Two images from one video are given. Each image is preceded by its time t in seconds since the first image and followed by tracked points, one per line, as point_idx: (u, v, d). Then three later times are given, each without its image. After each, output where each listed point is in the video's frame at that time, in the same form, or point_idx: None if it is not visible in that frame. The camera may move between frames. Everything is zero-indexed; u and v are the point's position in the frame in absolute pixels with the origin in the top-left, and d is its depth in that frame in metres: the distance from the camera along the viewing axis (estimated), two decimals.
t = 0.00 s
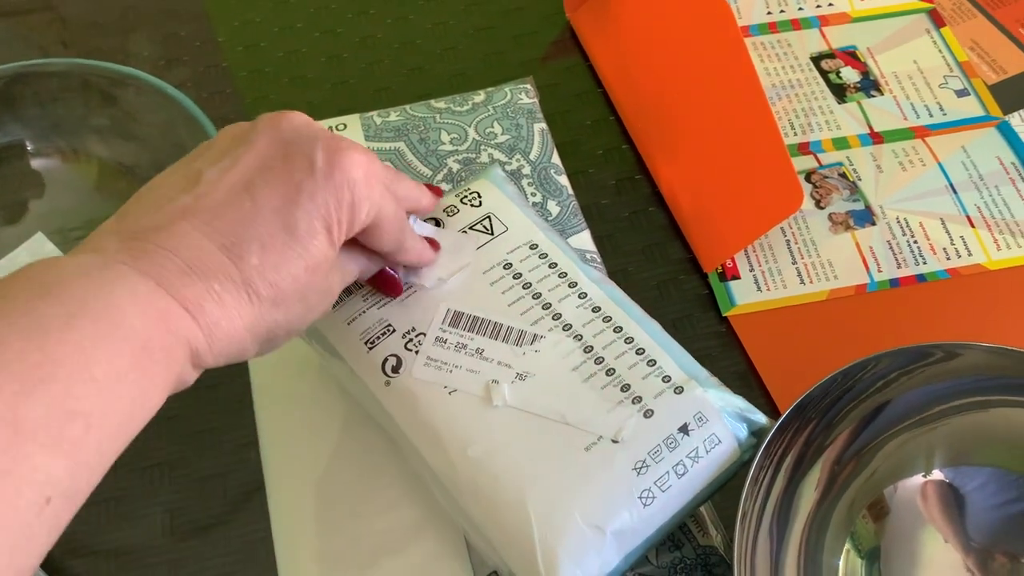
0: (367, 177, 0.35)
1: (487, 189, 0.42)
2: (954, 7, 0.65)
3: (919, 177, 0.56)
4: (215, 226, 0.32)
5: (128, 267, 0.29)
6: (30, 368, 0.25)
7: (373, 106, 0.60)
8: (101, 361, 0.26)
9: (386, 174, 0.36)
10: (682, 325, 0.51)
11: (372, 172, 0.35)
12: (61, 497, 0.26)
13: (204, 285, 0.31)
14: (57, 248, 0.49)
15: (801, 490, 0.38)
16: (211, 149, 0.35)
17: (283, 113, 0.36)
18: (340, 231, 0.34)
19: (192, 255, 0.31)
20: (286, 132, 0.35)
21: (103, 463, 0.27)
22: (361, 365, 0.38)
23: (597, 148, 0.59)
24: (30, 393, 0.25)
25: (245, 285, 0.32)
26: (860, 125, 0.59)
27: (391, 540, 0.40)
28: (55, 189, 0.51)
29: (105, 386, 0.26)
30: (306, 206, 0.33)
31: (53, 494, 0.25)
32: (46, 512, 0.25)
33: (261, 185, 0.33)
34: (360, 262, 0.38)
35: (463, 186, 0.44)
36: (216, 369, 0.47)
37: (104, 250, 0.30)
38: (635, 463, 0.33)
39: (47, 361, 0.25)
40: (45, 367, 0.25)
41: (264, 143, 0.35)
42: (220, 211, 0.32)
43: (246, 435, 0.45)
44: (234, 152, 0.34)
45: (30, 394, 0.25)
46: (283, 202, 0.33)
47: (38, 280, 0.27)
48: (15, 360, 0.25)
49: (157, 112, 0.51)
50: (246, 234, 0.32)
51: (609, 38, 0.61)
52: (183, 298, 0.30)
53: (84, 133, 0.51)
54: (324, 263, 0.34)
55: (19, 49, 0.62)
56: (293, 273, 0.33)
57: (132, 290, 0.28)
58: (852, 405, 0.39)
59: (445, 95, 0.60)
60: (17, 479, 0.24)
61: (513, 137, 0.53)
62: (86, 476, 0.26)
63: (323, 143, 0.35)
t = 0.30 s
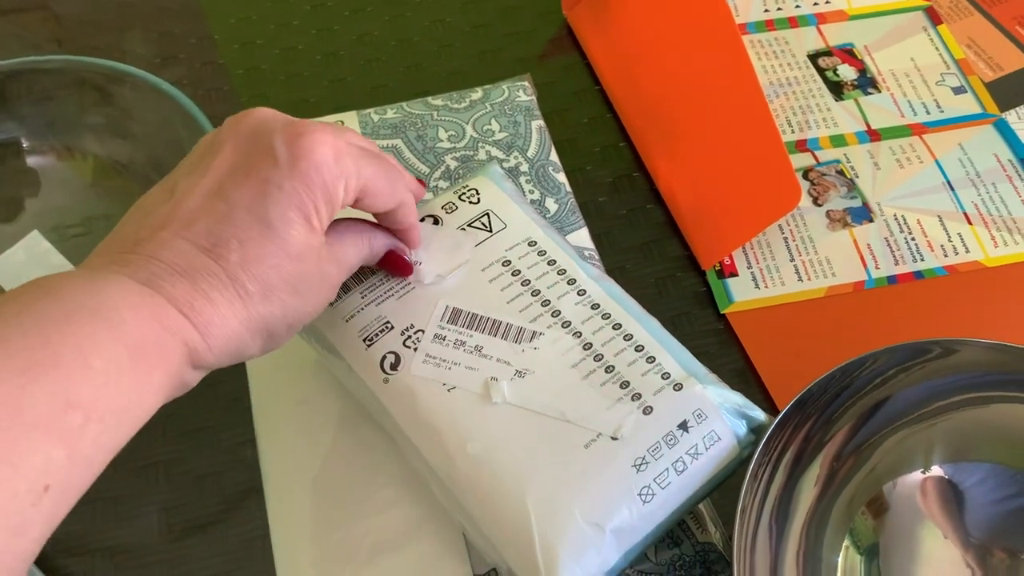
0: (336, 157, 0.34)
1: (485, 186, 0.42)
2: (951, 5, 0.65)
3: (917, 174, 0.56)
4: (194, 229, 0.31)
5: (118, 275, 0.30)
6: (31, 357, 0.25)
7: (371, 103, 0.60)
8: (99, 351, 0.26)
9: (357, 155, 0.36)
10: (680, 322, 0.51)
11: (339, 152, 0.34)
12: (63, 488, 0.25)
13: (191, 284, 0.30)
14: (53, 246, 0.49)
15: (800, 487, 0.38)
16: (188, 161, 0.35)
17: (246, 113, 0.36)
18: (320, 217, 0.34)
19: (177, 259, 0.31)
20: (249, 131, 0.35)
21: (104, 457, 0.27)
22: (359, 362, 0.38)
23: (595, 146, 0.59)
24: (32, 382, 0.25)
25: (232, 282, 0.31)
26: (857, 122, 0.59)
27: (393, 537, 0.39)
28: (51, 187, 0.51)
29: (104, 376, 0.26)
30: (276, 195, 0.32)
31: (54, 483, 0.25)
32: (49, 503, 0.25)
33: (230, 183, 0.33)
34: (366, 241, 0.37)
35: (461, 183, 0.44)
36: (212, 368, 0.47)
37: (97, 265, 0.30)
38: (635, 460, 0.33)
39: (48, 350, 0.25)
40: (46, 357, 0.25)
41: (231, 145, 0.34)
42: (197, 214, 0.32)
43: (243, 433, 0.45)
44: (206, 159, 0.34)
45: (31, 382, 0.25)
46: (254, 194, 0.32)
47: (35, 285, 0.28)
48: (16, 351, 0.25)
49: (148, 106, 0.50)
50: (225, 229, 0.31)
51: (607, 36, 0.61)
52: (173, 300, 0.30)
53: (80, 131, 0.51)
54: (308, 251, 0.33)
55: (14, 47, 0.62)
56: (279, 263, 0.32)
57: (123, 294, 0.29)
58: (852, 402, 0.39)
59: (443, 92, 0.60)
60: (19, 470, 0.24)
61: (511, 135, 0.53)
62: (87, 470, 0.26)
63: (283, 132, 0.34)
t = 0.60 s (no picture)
0: (316, 198, 0.33)
1: (484, 185, 0.42)
2: (948, 5, 0.65)
3: (915, 173, 0.56)
4: (167, 262, 0.32)
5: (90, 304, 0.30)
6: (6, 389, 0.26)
7: (368, 102, 0.60)
8: (69, 386, 0.28)
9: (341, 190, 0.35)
10: (679, 321, 0.51)
11: (321, 192, 0.34)
12: (24, 518, 0.27)
13: (159, 319, 0.31)
14: (51, 246, 0.49)
15: (798, 486, 0.38)
16: (167, 175, 0.34)
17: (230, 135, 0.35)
18: (293, 257, 0.33)
19: (149, 293, 0.31)
20: (233, 160, 0.34)
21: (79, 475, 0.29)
22: (358, 362, 0.37)
23: (593, 145, 0.59)
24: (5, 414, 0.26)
25: (198, 318, 0.32)
26: (855, 122, 0.59)
27: (392, 536, 0.39)
28: (48, 185, 0.50)
29: (72, 412, 0.28)
30: (251, 238, 0.32)
31: (15, 513, 0.27)
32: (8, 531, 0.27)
33: (207, 218, 0.32)
34: (334, 261, 0.37)
35: (460, 182, 0.44)
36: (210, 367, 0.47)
37: (70, 284, 0.31)
38: (634, 459, 0.33)
39: (22, 382, 0.27)
40: (20, 389, 0.27)
41: (212, 171, 0.34)
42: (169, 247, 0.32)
43: (242, 433, 0.45)
44: (184, 181, 0.34)
45: (5, 414, 0.26)
46: (227, 233, 0.32)
47: (14, 304, 0.29)
48: None
49: (150, 105, 0.50)
50: (197, 267, 0.32)
51: (605, 36, 0.61)
52: (141, 335, 0.31)
53: (78, 130, 0.51)
54: (278, 290, 0.34)
55: (10, 45, 0.62)
56: (247, 302, 0.33)
57: (96, 325, 0.30)
58: (851, 401, 0.39)
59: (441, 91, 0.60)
60: None
61: (509, 134, 0.53)
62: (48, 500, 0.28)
63: (265, 169, 0.33)
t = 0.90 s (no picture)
0: (350, 280, 0.33)
1: (486, 181, 0.42)
2: (949, 2, 0.65)
3: (916, 171, 0.56)
4: (189, 299, 0.32)
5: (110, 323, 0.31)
6: (41, 395, 0.27)
7: (368, 97, 0.60)
8: (92, 398, 0.29)
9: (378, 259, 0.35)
10: (679, 318, 0.51)
11: (358, 271, 0.34)
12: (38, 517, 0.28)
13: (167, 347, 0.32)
14: (49, 240, 0.48)
15: (800, 483, 0.38)
16: (212, 190, 0.33)
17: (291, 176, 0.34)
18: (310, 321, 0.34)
19: (164, 325, 0.32)
20: (286, 217, 0.32)
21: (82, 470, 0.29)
22: (360, 356, 0.37)
23: (594, 141, 0.58)
24: (38, 420, 0.27)
25: (199, 350, 0.33)
26: (856, 119, 0.59)
27: (392, 532, 0.39)
28: (46, 180, 0.50)
29: (92, 421, 0.29)
30: (274, 305, 0.33)
31: (37, 511, 0.28)
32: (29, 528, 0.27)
33: (237, 273, 0.32)
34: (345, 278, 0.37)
35: (461, 178, 0.44)
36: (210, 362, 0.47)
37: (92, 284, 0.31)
38: (637, 454, 0.33)
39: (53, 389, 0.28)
40: (47, 400, 0.27)
41: (259, 223, 0.32)
42: (196, 287, 0.32)
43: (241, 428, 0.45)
44: (226, 216, 0.32)
45: (37, 419, 0.27)
46: (252, 296, 0.32)
47: (41, 300, 0.29)
48: (29, 387, 0.27)
49: (147, 101, 0.50)
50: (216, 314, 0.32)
51: (606, 32, 0.60)
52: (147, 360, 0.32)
53: (76, 124, 0.51)
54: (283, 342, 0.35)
55: (7, 39, 0.61)
56: (250, 347, 0.34)
57: (116, 344, 0.31)
58: (854, 398, 0.39)
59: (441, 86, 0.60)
60: (12, 497, 0.26)
61: (510, 130, 0.53)
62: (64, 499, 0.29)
63: (311, 242, 0.33)
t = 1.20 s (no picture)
0: (368, 275, 0.34)
1: (489, 179, 0.42)
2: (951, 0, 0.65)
3: (918, 169, 0.56)
4: (206, 283, 0.32)
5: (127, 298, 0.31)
6: (59, 366, 0.27)
7: (369, 94, 0.59)
8: (105, 374, 0.29)
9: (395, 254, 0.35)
10: (680, 316, 0.51)
11: (376, 267, 0.34)
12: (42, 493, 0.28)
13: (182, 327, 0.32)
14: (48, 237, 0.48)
15: (803, 482, 0.38)
16: (235, 174, 0.33)
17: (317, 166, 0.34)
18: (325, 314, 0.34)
19: (179, 305, 0.32)
20: (310, 207, 0.32)
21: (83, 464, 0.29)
22: (363, 352, 0.37)
23: (595, 139, 0.58)
24: (54, 392, 0.27)
25: (211, 334, 0.33)
26: (858, 117, 0.59)
27: (393, 530, 0.39)
28: (46, 175, 0.50)
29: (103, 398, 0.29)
30: (291, 296, 0.33)
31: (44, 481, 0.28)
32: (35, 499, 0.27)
33: (257, 262, 0.32)
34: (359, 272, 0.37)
35: (463, 175, 0.44)
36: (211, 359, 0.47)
37: (114, 256, 0.31)
38: (641, 451, 0.33)
39: (71, 362, 0.28)
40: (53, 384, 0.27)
41: (283, 212, 0.32)
42: (216, 271, 0.32)
43: (242, 426, 0.45)
44: (252, 203, 0.32)
45: (52, 392, 0.27)
46: (269, 284, 0.32)
47: (63, 268, 0.29)
48: (47, 359, 0.27)
49: (148, 97, 0.50)
50: (232, 300, 0.32)
51: (608, 29, 0.60)
52: (157, 338, 0.32)
53: (76, 120, 0.51)
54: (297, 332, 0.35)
55: (5, 34, 0.61)
56: (263, 336, 0.34)
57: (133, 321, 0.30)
58: (857, 397, 0.39)
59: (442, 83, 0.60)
60: (21, 467, 0.26)
61: (512, 127, 0.52)
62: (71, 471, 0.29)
63: (334, 233, 0.33)
